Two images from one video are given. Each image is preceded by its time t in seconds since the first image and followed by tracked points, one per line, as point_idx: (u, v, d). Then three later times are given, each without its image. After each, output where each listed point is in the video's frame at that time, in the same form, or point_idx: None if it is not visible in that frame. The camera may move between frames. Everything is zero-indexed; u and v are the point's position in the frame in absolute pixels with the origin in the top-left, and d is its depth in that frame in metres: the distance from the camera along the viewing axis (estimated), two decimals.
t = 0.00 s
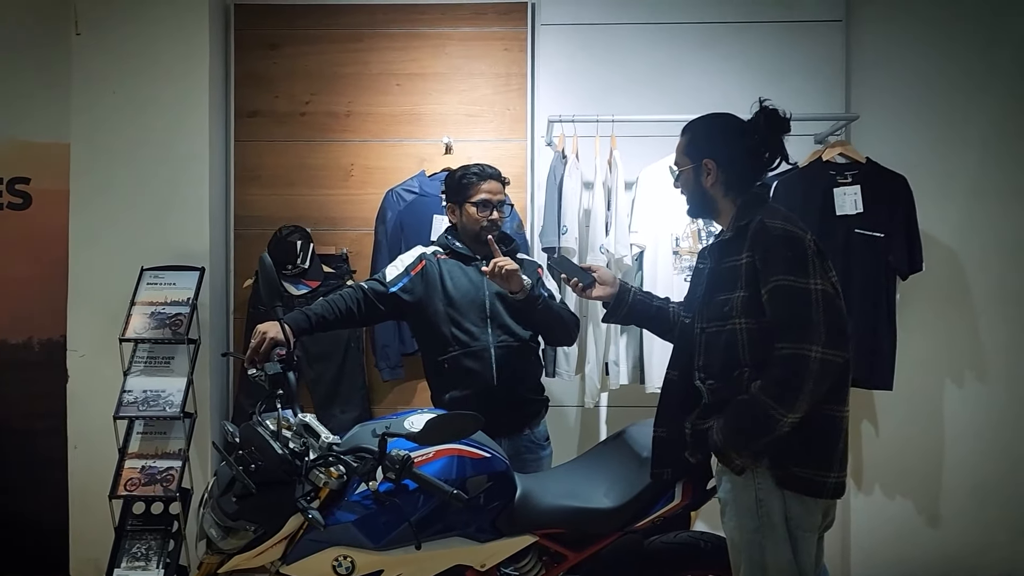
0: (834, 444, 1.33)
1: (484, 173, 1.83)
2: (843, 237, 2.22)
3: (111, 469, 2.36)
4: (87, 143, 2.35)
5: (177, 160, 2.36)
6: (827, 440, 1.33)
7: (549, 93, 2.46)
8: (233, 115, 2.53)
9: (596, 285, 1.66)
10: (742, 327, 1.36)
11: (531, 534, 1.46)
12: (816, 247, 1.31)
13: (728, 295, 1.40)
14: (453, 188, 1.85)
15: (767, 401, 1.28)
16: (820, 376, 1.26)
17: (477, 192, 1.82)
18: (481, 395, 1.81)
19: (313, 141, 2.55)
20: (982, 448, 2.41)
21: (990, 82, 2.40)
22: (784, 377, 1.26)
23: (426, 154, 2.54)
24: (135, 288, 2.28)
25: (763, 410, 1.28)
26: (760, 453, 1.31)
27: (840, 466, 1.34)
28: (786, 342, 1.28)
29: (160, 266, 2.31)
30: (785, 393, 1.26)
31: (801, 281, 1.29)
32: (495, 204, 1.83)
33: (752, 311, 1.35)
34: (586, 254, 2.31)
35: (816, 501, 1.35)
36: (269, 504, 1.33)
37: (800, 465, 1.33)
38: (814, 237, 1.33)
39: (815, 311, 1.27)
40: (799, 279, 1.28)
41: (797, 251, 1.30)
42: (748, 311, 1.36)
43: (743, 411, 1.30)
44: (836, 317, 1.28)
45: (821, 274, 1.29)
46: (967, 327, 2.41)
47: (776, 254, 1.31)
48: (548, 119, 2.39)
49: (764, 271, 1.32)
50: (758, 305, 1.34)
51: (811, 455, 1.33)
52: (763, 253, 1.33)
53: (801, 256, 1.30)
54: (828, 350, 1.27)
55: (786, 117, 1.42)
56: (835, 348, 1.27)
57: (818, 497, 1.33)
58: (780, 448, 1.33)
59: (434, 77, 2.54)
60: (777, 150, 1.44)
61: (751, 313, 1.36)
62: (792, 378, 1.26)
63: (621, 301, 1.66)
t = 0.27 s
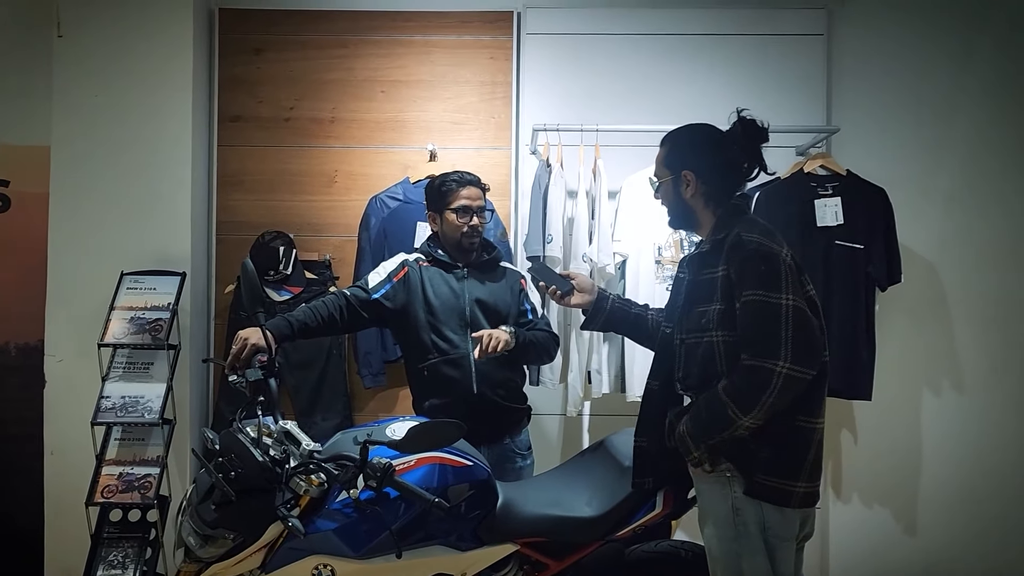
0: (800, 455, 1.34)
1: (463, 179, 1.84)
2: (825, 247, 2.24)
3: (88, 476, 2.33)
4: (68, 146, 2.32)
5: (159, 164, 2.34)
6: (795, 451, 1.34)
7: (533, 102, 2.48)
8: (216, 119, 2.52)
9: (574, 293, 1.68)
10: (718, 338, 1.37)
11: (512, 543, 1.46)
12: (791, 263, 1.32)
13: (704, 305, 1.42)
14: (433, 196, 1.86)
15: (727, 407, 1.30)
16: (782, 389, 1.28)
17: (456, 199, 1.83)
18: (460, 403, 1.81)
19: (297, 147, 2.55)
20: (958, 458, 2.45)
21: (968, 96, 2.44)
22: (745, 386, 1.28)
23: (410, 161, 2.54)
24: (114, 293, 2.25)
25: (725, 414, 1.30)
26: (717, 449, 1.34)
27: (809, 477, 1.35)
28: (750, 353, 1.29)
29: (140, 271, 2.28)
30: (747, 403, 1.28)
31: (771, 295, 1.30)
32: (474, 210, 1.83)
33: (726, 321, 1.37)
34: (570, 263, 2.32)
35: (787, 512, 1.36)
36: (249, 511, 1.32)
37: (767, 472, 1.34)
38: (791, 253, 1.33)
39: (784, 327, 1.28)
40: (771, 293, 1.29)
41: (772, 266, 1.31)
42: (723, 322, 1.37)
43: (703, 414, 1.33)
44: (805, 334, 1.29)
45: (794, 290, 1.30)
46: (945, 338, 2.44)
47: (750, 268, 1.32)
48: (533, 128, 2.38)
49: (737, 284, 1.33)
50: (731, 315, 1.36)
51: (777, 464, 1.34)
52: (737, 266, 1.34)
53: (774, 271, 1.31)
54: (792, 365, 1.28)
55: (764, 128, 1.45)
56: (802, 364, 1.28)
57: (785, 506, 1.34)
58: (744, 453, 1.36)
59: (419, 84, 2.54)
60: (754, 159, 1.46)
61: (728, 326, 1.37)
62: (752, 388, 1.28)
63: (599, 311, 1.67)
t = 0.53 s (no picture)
0: (778, 463, 1.32)
1: (450, 183, 1.85)
2: (807, 252, 2.26)
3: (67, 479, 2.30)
4: (49, 146, 2.30)
5: (141, 165, 2.32)
6: (773, 460, 1.32)
7: (519, 106, 2.48)
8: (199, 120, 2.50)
9: (554, 295, 1.70)
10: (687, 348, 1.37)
11: (495, 547, 1.46)
12: (755, 272, 1.31)
13: (676, 317, 1.42)
14: (419, 199, 1.87)
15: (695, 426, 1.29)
16: (746, 403, 1.27)
17: (443, 204, 1.83)
18: (447, 405, 1.81)
19: (281, 148, 2.53)
20: (939, 462, 2.47)
21: (948, 104, 2.47)
22: (710, 403, 1.27)
23: (395, 164, 2.54)
24: (95, 294, 2.23)
25: (694, 432, 1.29)
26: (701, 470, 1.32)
27: (792, 483, 1.34)
28: (712, 368, 1.29)
29: (121, 272, 2.26)
30: (712, 419, 1.27)
31: (733, 307, 1.29)
32: (461, 214, 1.84)
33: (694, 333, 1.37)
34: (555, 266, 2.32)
35: (771, 519, 1.34)
36: (231, 515, 1.31)
37: (748, 482, 1.33)
38: (755, 261, 1.32)
39: (745, 339, 1.28)
40: (731, 305, 1.29)
41: (733, 276, 1.30)
42: (691, 333, 1.37)
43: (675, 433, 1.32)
44: (765, 346, 1.28)
45: (756, 300, 1.29)
46: (926, 344, 2.46)
47: (712, 279, 1.31)
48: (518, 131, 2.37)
49: (701, 296, 1.33)
50: (698, 326, 1.35)
51: (758, 474, 1.32)
52: (702, 278, 1.34)
53: (736, 282, 1.30)
54: (756, 378, 1.27)
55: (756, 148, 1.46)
56: (761, 376, 1.28)
57: (771, 513, 1.32)
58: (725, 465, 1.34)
59: (405, 87, 2.54)
60: (739, 176, 1.47)
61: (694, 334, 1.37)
62: (718, 405, 1.27)
63: (579, 313, 1.67)
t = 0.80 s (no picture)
0: (766, 466, 1.32)
1: (439, 180, 1.86)
2: (797, 253, 2.26)
3: (52, 481, 2.28)
4: (35, 144, 2.28)
5: (129, 164, 2.30)
6: (760, 462, 1.32)
7: (510, 106, 2.48)
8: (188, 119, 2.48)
9: (546, 299, 1.68)
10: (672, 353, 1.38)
11: (484, 548, 1.46)
12: (737, 276, 1.30)
13: (662, 322, 1.43)
14: (409, 198, 1.86)
15: (682, 433, 1.29)
16: (729, 408, 1.27)
17: (433, 201, 1.84)
18: (438, 406, 1.80)
19: (270, 148, 2.52)
20: (927, 463, 2.48)
21: (936, 106, 2.48)
22: (694, 411, 1.27)
23: (385, 164, 2.53)
24: (81, 294, 2.21)
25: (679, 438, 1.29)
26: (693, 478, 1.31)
27: (782, 483, 1.34)
28: (693, 375, 1.28)
29: (108, 272, 2.24)
30: (696, 425, 1.27)
31: (714, 313, 1.28)
32: (453, 209, 1.84)
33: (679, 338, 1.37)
34: (546, 267, 2.30)
35: (761, 522, 1.33)
36: (219, 516, 1.30)
37: (737, 486, 1.32)
38: (737, 265, 1.32)
39: (726, 344, 1.27)
40: (712, 310, 1.28)
41: (714, 281, 1.30)
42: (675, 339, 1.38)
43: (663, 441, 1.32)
44: (746, 350, 1.28)
45: (738, 304, 1.29)
46: (915, 345, 2.47)
47: (694, 286, 1.31)
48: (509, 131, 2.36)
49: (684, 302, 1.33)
50: (682, 332, 1.35)
51: (747, 477, 1.32)
52: (685, 284, 1.34)
53: (718, 287, 1.29)
54: (739, 383, 1.27)
55: (711, 133, 1.44)
56: (743, 381, 1.27)
57: (762, 515, 1.32)
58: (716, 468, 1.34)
59: (395, 86, 2.53)
60: (706, 167, 1.45)
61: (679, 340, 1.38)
62: (703, 412, 1.27)
63: (571, 316, 1.69)
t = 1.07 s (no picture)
0: (761, 464, 1.33)
1: (443, 186, 1.84)
2: (793, 253, 2.27)
3: (48, 478, 2.28)
4: (31, 140, 2.27)
5: (125, 160, 2.30)
6: (756, 461, 1.33)
7: (508, 104, 2.48)
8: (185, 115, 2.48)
9: (545, 298, 1.68)
10: (671, 352, 1.38)
11: (482, 545, 1.47)
12: (742, 276, 1.31)
13: (661, 320, 1.42)
14: (410, 201, 1.84)
15: (687, 433, 1.28)
16: (736, 407, 1.27)
17: (436, 207, 1.83)
18: (436, 404, 1.80)
19: (267, 145, 2.52)
20: (921, 462, 2.49)
21: (933, 107, 2.49)
22: (702, 411, 1.27)
23: (382, 161, 2.53)
24: (78, 291, 2.21)
25: (685, 439, 1.28)
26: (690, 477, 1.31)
27: (774, 482, 1.35)
28: (701, 375, 1.28)
29: (104, 269, 2.24)
30: (704, 425, 1.27)
31: (721, 312, 1.28)
32: (454, 217, 1.84)
33: (680, 337, 1.37)
34: (543, 265, 2.31)
35: (756, 520, 1.34)
36: (216, 513, 1.30)
37: (732, 484, 1.33)
38: (741, 264, 1.33)
39: (734, 344, 1.27)
40: (720, 311, 1.28)
41: (722, 281, 1.30)
42: (675, 338, 1.38)
43: (664, 441, 1.31)
44: (755, 351, 1.28)
45: (744, 304, 1.29)
46: (909, 344, 2.48)
47: (701, 284, 1.31)
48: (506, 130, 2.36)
49: (689, 301, 1.32)
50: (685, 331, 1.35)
51: (741, 476, 1.33)
52: (689, 282, 1.33)
53: (725, 286, 1.30)
54: (745, 383, 1.27)
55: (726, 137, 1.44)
56: (753, 381, 1.28)
57: (755, 513, 1.33)
58: (711, 467, 1.34)
59: (392, 84, 2.53)
60: (715, 169, 1.45)
61: (678, 339, 1.38)
62: (711, 412, 1.26)
63: (569, 315, 1.68)
